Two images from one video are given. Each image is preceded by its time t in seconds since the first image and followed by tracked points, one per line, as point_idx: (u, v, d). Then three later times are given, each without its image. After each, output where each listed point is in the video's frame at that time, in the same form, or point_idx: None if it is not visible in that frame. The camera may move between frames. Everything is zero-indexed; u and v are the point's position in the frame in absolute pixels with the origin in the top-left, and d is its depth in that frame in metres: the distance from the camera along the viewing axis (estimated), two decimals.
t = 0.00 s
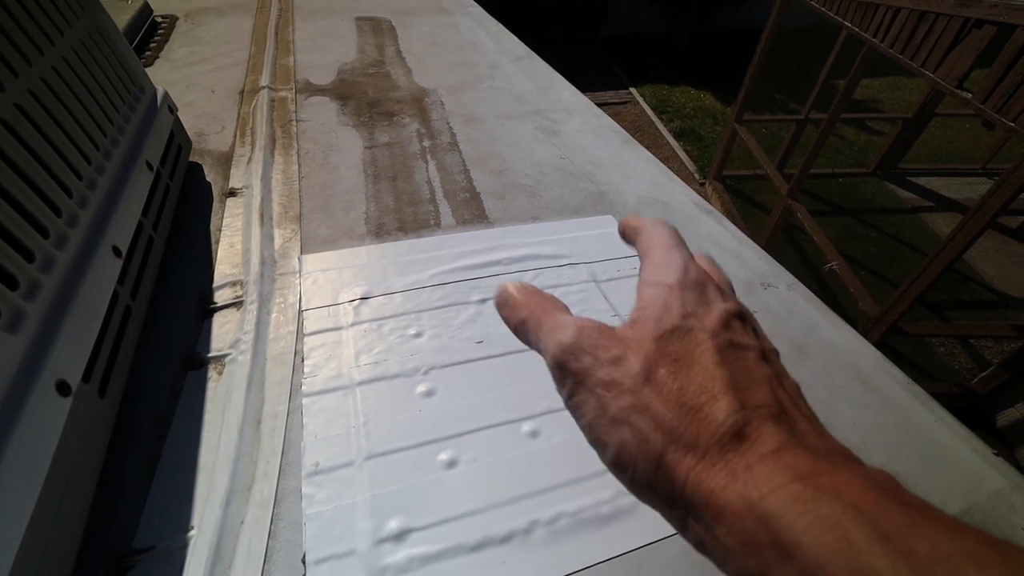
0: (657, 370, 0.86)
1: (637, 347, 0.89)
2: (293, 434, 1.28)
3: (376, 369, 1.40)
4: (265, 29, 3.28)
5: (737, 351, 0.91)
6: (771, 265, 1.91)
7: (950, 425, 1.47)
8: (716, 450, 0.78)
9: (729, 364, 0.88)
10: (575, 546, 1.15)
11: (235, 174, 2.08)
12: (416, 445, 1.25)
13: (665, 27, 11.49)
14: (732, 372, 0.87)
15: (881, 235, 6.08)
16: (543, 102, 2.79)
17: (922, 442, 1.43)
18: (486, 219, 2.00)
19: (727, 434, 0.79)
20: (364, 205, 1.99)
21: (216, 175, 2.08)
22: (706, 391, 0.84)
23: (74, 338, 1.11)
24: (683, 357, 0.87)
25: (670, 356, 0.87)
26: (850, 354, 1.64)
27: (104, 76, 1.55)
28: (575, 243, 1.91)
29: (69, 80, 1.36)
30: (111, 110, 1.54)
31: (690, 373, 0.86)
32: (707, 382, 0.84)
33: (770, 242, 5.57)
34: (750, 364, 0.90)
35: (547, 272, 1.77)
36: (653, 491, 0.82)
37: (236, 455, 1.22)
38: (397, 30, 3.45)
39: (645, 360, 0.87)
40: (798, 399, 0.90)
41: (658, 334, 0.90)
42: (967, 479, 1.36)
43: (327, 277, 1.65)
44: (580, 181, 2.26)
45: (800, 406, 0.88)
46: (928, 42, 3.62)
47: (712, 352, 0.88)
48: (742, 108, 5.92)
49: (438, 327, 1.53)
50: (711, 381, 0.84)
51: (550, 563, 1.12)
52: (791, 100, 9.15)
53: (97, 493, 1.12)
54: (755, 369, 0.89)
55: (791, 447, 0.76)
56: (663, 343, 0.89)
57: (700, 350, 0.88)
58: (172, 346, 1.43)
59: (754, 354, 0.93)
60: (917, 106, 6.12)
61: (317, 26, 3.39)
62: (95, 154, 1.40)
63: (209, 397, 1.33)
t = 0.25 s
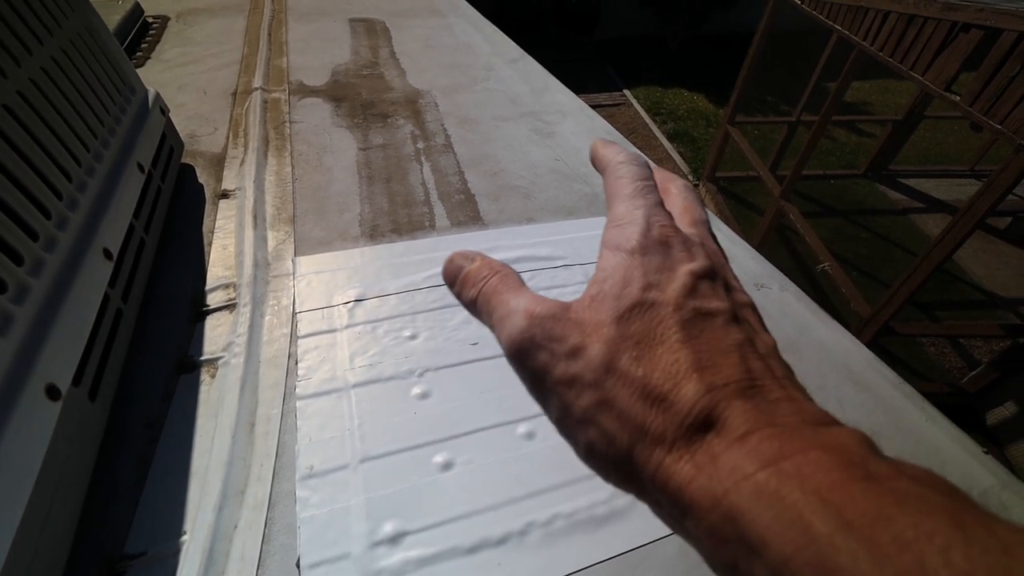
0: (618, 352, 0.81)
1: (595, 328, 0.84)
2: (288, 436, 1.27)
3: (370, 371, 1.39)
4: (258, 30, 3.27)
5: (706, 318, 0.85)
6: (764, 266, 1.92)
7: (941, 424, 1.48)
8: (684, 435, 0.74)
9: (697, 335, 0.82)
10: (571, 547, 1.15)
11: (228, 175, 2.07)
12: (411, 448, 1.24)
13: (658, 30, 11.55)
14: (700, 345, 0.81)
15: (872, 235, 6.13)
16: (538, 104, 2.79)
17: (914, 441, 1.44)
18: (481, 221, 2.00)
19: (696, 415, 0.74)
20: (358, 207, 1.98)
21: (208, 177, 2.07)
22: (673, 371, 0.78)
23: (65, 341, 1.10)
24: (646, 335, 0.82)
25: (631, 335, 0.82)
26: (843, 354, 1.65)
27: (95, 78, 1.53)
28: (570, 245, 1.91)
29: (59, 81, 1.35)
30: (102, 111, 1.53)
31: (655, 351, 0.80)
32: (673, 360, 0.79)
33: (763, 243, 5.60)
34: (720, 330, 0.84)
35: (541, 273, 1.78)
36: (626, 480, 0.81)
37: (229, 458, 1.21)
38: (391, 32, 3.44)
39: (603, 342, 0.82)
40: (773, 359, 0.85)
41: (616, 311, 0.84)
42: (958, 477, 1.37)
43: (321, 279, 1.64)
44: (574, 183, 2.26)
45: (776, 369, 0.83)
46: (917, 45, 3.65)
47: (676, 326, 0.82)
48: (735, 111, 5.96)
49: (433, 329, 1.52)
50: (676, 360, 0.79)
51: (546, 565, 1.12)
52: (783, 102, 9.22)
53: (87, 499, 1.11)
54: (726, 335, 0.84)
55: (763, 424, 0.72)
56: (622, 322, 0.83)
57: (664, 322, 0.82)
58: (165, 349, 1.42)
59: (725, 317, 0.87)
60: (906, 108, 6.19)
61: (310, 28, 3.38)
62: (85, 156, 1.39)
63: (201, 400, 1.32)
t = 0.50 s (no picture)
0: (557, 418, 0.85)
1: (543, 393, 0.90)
2: (286, 434, 1.27)
3: (369, 369, 1.39)
4: (255, 29, 3.26)
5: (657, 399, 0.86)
6: (763, 261, 1.92)
7: (940, 418, 1.48)
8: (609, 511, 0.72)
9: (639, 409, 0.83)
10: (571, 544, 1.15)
11: (225, 175, 2.07)
12: (410, 446, 1.24)
13: (656, 28, 11.55)
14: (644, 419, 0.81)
15: (872, 232, 6.13)
16: (536, 102, 2.79)
17: (915, 435, 1.44)
18: (479, 219, 1.99)
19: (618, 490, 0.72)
20: (356, 206, 1.98)
21: (206, 176, 2.06)
22: (601, 429, 0.81)
23: (62, 341, 1.10)
24: (586, 406, 0.85)
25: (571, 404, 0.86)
26: (842, 349, 1.65)
27: (91, 77, 1.53)
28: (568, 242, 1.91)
29: (55, 81, 1.35)
30: (98, 110, 1.52)
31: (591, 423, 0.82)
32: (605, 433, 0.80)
33: (763, 240, 5.60)
34: (665, 407, 0.84)
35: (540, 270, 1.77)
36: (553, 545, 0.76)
37: (227, 457, 1.21)
38: (389, 31, 3.44)
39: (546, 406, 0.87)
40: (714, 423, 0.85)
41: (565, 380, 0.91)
42: (958, 471, 1.37)
43: (319, 278, 1.64)
44: (572, 180, 2.26)
45: (738, 456, 0.78)
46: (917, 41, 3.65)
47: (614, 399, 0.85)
48: (734, 108, 5.95)
49: (431, 327, 1.52)
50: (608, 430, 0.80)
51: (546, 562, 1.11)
52: (782, 99, 9.22)
53: (85, 498, 1.11)
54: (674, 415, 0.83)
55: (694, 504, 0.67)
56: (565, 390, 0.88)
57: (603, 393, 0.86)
58: (162, 348, 1.42)
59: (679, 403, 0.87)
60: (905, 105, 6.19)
61: (308, 27, 3.38)
62: (81, 155, 1.38)
63: (199, 399, 1.32)
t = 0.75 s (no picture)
0: (536, 554, 0.76)
1: (529, 514, 0.82)
2: (285, 436, 1.27)
3: (367, 370, 1.40)
4: (251, 33, 3.27)
5: (645, 541, 0.74)
6: (759, 259, 1.92)
7: (936, 413, 1.49)
8: None
9: (619, 551, 0.73)
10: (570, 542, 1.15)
11: (222, 179, 2.07)
12: (408, 446, 1.25)
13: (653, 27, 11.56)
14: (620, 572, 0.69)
15: (869, 228, 6.14)
16: (531, 102, 2.79)
17: (910, 429, 1.45)
18: (476, 220, 2.00)
19: None
20: (353, 208, 1.99)
21: (203, 181, 2.07)
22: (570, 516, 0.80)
23: (60, 346, 1.11)
24: (565, 540, 0.76)
25: (551, 537, 0.77)
26: (837, 345, 1.65)
27: (86, 83, 1.54)
28: (565, 242, 1.92)
29: (51, 87, 1.35)
30: (94, 116, 1.53)
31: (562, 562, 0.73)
32: None
33: (761, 238, 5.61)
34: (657, 559, 0.72)
35: (537, 270, 1.78)
36: None
37: (227, 459, 1.21)
38: (384, 33, 3.45)
39: (528, 537, 0.79)
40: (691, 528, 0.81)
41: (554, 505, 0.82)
42: (954, 464, 1.38)
43: (317, 280, 1.64)
44: (569, 180, 2.27)
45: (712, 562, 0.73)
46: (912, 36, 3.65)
47: (594, 537, 0.75)
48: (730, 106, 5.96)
49: (429, 328, 1.53)
50: None
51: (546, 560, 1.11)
52: (778, 96, 9.23)
53: (85, 502, 1.11)
54: (661, 560, 0.72)
55: None
56: (550, 516, 0.80)
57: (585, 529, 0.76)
58: (161, 352, 1.42)
59: (678, 557, 0.73)
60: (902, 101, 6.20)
61: (303, 30, 3.39)
62: (78, 161, 1.39)
63: (198, 402, 1.32)
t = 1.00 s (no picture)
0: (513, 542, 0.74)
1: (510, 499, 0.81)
2: (284, 436, 1.27)
3: (366, 370, 1.39)
4: (249, 35, 3.27)
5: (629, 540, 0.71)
6: (758, 258, 1.92)
7: (936, 411, 1.49)
8: None
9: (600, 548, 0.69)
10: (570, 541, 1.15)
11: (221, 180, 2.07)
12: (407, 446, 1.24)
13: (651, 27, 11.57)
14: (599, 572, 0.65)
15: (868, 227, 6.14)
16: (530, 103, 2.79)
17: (910, 428, 1.44)
18: (475, 220, 2.00)
19: None
20: (352, 209, 1.98)
21: (201, 181, 2.07)
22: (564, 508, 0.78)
23: (58, 346, 1.10)
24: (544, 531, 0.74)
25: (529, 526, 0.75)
26: (837, 344, 1.65)
27: (84, 83, 1.53)
28: (563, 241, 1.92)
29: (48, 88, 1.35)
30: (92, 117, 1.53)
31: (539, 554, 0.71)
32: None
33: (760, 238, 5.61)
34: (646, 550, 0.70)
35: (536, 270, 1.78)
36: None
37: (226, 459, 1.21)
38: (383, 34, 3.45)
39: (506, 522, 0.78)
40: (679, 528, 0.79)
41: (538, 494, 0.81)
42: (954, 463, 1.38)
43: (316, 281, 1.64)
44: (568, 180, 2.27)
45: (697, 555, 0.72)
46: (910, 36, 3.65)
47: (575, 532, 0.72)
48: (729, 106, 5.97)
49: (428, 328, 1.53)
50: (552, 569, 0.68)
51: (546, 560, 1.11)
52: (777, 97, 9.24)
53: (82, 503, 1.11)
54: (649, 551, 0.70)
55: None
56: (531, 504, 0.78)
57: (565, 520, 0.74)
58: (159, 353, 1.42)
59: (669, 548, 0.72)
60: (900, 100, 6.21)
61: (302, 31, 3.39)
62: (76, 162, 1.39)
63: (197, 403, 1.32)
